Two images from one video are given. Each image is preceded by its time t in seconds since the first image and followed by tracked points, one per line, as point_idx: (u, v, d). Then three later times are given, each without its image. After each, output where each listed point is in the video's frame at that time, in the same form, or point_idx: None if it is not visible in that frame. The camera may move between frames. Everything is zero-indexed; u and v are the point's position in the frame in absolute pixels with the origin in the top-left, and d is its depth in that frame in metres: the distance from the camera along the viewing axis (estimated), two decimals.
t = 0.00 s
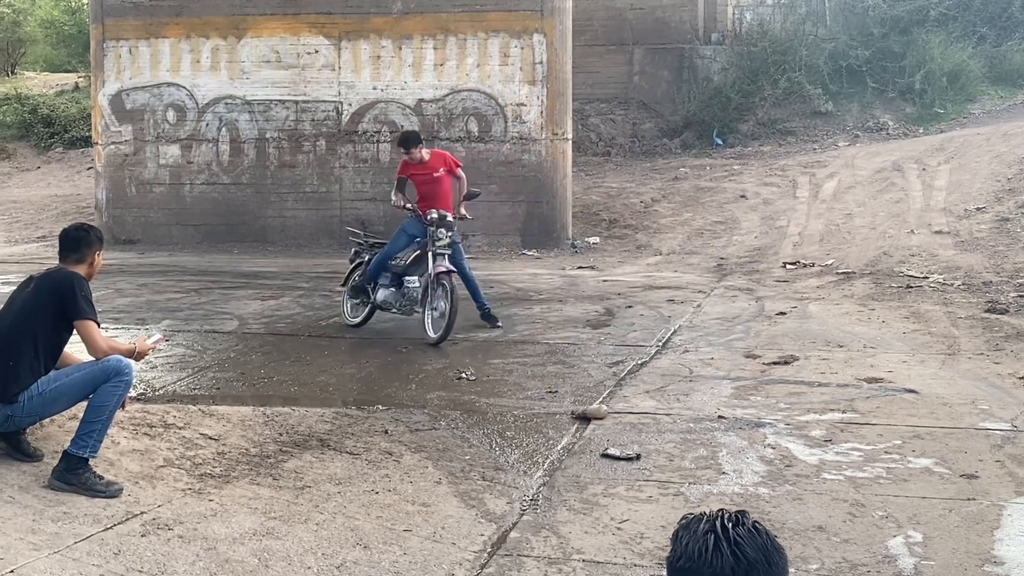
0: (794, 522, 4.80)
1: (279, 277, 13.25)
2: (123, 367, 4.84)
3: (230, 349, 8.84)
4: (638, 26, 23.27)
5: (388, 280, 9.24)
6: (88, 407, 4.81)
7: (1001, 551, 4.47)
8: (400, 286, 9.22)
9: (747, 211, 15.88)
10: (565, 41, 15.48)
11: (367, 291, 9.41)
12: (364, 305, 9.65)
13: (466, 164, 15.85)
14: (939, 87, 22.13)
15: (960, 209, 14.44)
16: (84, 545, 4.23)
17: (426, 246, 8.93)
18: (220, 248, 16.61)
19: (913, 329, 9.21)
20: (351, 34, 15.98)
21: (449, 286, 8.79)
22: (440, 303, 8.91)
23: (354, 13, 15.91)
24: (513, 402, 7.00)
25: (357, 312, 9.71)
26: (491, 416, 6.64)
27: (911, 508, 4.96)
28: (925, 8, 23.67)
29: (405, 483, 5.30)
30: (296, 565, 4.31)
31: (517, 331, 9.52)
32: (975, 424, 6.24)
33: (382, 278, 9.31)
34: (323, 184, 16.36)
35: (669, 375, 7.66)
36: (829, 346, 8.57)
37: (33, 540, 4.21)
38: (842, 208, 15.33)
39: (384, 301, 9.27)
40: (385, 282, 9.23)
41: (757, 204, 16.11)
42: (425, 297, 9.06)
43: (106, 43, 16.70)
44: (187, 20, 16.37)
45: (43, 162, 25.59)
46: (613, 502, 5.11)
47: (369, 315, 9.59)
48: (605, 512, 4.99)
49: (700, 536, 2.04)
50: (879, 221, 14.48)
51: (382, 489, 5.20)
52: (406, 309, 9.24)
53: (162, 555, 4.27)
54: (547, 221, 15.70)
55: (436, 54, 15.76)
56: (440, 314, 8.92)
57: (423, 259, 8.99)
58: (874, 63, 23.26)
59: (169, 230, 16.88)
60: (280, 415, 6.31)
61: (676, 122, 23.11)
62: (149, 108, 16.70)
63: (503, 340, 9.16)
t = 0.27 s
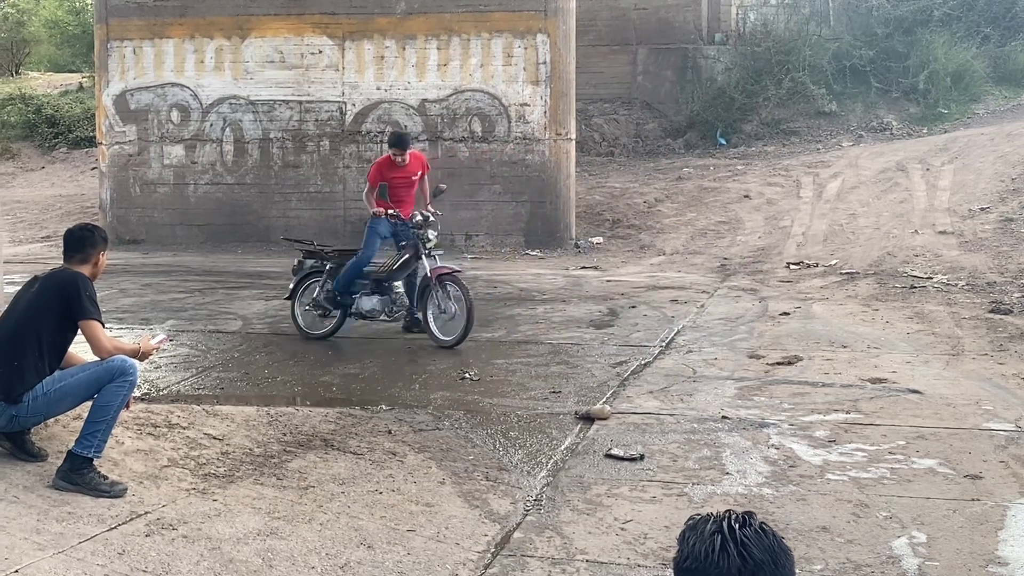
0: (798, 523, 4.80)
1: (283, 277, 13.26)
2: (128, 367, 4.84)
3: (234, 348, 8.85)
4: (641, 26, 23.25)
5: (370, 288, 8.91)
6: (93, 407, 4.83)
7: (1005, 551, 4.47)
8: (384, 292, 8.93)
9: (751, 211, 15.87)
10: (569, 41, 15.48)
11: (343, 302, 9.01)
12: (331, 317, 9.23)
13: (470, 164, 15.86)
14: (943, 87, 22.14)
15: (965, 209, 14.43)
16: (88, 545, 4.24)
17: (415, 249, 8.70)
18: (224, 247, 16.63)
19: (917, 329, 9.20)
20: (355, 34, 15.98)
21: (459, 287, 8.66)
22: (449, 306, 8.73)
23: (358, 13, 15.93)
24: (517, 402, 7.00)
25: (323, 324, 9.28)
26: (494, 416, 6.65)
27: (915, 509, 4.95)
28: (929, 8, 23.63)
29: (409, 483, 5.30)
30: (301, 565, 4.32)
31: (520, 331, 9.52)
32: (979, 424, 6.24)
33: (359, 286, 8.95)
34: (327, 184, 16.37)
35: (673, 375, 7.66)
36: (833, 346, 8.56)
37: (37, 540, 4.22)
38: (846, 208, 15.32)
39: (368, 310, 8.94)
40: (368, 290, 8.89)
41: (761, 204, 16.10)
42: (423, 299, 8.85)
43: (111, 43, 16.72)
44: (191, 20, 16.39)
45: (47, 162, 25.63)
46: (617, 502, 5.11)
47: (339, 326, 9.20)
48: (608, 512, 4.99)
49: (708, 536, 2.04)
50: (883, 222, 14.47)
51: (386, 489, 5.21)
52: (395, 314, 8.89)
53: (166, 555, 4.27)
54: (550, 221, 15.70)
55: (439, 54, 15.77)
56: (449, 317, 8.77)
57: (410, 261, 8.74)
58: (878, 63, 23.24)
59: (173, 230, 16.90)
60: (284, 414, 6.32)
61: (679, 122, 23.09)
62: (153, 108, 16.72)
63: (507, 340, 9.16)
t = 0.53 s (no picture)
0: (802, 523, 4.79)
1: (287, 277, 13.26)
2: (132, 367, 4.85)
3: (239, 348, 8.85)
4: (645, 26, 23.23)
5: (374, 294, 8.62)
6: (97, 407, 4.83)
7: (1010, 551, 4.46)
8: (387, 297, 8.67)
9: (755, 211, 15.85)
10: (573, 40, 15.47)
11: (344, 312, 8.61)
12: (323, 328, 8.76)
13: (474, 164, 15.86)
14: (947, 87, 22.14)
15: (969, 209, 14.41)
16: (92, 544, 4.24)
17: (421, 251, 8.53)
18: (228, 248, 16.64)
19: (922, 329, 9.19)
20: (359, 35, 16.00)
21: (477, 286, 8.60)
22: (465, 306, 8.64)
23: (362, 13, 15.95)
24: (520, 402, 7.00)
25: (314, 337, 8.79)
26: (498, 416, 6.65)
27: (920, 509, 4.95)
28: (934, 8, 23.57)
29: (413, 483, 5.30)
30: (305, 565, 4.32)
31: (524, 331, 9.52)
32: (984, 424, 6.23)
33: (360, 294, 8.60)
34: (331, 184, 16.38)
35: (677, 375, 7.65)
36: (837, 346, 8.55)
37: (42, 539, 4.22)
38: (851, 208, 15.30)
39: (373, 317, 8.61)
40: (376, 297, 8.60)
41: (765, 204, 16.08)
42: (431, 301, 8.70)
43: (115, 43, 16.75)
44: (195, 20, 16.41)
45: (52, 162, 25.67)
46: (621, 502, 5.11)
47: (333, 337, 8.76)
48: (613, 512, 4.99)
49: (714, 536, 2.04)
50: (887, 222, 14.44)
51: (390, 489, 5.21)
52: (404, 317, 8.74)
53: (171, 554, 4.28)
54: (554, 221, 15.69)
55: (443, 54, 15.77)
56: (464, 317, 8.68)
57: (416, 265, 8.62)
58: (882, 63, 23.21)
59: (177, 230, 16.91)
60: (288, 414, 6.32)
61: (683, 122, 23.07)
62: (157, 108, 16.74)
63: (511, 340, 9.15)
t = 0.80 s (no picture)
0: (806, 523, 4.78)
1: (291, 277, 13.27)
2: (135, 367, 4.85)
3: (242, 349, 8.86)
4: (649, 26, 23.21)
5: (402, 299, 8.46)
6: (101, 407, 4.84)
7: (1013, 551, 4.45)
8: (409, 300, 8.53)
9: (758, 211, 15.84)
10: (577, 40, 15.47)
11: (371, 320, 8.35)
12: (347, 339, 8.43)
13: (477, 164, 15.85)
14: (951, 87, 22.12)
15: (973, 209, 14.39)
16: (96, 544, 4.25)
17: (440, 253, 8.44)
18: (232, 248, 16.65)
19: (925, 329, 9.18)
20: (362, 35, 16.01)
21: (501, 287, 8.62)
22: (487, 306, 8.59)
23: (365, 13, 15.95)
24: (524, 402, 6.99)
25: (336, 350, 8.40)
26: (502, 416, 6.65)
27: (924, 509, 4.94)
28: (937, 8, 23.55)
29: (416, 483, 5.30)
30: (308, 565, 4.32)
31: (527, 331, 9.52)
32: (988, 424, 6.22)
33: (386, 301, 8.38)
34: (335, 184, 16.39)
35: (681, 375, 7.65)
36: (841, 346, 8.55)
37: (45, 539, 4.22)
38: (854, 208, 15.29)
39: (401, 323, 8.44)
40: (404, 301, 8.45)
41: (768, 204, 16.07)
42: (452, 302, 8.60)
43: (119, 43, 16.76)
44: (199, 20, 16.43)
45: (56, 162, 25.71)
46: (625, 502, 5.11)
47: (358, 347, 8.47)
48: (616, 512, 4.99)
49: (716, 536, 2.04)
50: (891, 222, 14.43)
51: (394, 489, 5.21)
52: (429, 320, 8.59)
53: (174, 554, 4.28)
54: (557, 221, 15.69)
55: (447, 54, 15.78)
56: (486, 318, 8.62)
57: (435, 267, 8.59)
58: (885, 63, 23.18)
59: (181, 230, 16.93)
60: (292, 414, 6.32)
61: (687, 122, 23.05)
62: (160, 109, 16.75)
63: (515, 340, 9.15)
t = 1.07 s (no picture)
0: (809, 524, 4.78)
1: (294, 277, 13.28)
2: (139, 367, 4.86)
3: (246, 349, 8.86)
4: (652, 27, 23.16)
5: (447, 301, 8.29)
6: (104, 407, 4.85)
7: (1016, 552, 4.45)
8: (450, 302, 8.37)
9: (761, 211, 15.83)
10: (580, 41, 15.48)
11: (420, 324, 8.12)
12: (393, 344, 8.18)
13: (480, 164, 15.85)
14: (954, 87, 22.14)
15: (976, 209, 14.38)
16: (100, 544, 4.26)
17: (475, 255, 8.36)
18: (235, 248, 16.66)
19: (929, 330, 9.18)
20: (366, 35, 16.02)
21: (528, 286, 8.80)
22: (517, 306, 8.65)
23: (368, 14, 15.96)
24: (527, 403, 6.99)
25: (380, 356, 8.13)
26: (505, 416, 6.65)
27: (927, 510, 4.93)
28: (940, 8, 23.54)
29: (419, 483, 5.31)
30: (311, 565, 4.33)
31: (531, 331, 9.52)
32: (991, 424, 6.21)
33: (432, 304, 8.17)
34: (338, 184, 16.40)
35: (684, 375, 7.64)
36: (844, 346, 8.54)
37: (48, 539, 4.23)
38: (858, 208, 15.28)
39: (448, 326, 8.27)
40: (450, 303, 8.28)
41: (772, 204, 16.06)
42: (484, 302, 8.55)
43: (122, 43, 16.78)
44: (203, 20, 16.44)
45: (59, 162, 25.76)
46: (628, 502, 5.11)
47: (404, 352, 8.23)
48: (619, 512, 4.99)
49: (718, 535, 2.04)
50: (894, 222, 14.42)
51: (397, 489, 5.22)
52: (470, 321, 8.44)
53: (178, 554, 4.28)
54: (560, 221, 15.69)
55: (450, 54, 15.79)
56: (514, 317, 8.67)
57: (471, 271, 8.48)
58: (889, 63, 23.17)
59: (185, 230, 16.95)
60: (295, 415, 6.33)
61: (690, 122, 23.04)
62: (164, 109, 16.77)
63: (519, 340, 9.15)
